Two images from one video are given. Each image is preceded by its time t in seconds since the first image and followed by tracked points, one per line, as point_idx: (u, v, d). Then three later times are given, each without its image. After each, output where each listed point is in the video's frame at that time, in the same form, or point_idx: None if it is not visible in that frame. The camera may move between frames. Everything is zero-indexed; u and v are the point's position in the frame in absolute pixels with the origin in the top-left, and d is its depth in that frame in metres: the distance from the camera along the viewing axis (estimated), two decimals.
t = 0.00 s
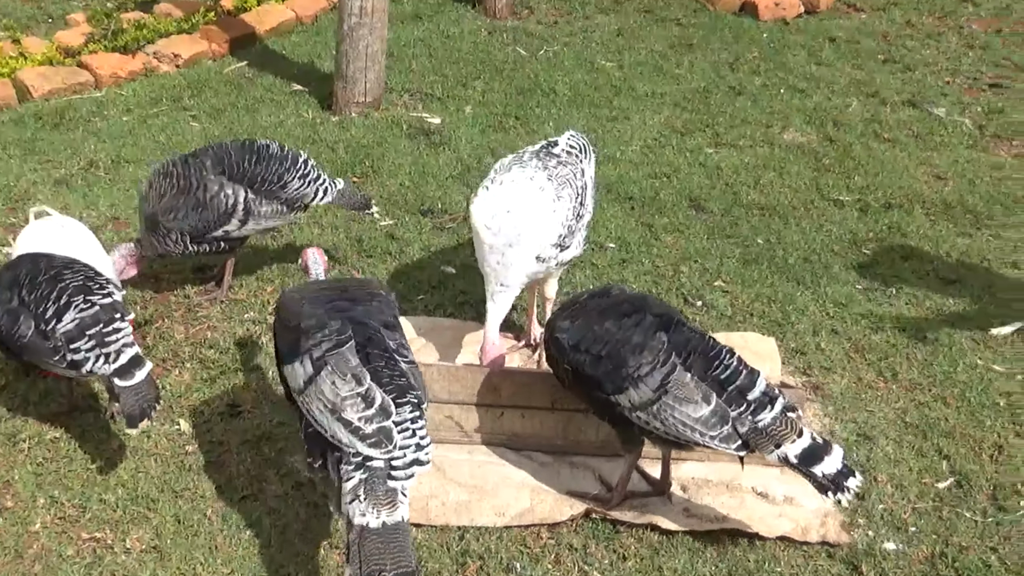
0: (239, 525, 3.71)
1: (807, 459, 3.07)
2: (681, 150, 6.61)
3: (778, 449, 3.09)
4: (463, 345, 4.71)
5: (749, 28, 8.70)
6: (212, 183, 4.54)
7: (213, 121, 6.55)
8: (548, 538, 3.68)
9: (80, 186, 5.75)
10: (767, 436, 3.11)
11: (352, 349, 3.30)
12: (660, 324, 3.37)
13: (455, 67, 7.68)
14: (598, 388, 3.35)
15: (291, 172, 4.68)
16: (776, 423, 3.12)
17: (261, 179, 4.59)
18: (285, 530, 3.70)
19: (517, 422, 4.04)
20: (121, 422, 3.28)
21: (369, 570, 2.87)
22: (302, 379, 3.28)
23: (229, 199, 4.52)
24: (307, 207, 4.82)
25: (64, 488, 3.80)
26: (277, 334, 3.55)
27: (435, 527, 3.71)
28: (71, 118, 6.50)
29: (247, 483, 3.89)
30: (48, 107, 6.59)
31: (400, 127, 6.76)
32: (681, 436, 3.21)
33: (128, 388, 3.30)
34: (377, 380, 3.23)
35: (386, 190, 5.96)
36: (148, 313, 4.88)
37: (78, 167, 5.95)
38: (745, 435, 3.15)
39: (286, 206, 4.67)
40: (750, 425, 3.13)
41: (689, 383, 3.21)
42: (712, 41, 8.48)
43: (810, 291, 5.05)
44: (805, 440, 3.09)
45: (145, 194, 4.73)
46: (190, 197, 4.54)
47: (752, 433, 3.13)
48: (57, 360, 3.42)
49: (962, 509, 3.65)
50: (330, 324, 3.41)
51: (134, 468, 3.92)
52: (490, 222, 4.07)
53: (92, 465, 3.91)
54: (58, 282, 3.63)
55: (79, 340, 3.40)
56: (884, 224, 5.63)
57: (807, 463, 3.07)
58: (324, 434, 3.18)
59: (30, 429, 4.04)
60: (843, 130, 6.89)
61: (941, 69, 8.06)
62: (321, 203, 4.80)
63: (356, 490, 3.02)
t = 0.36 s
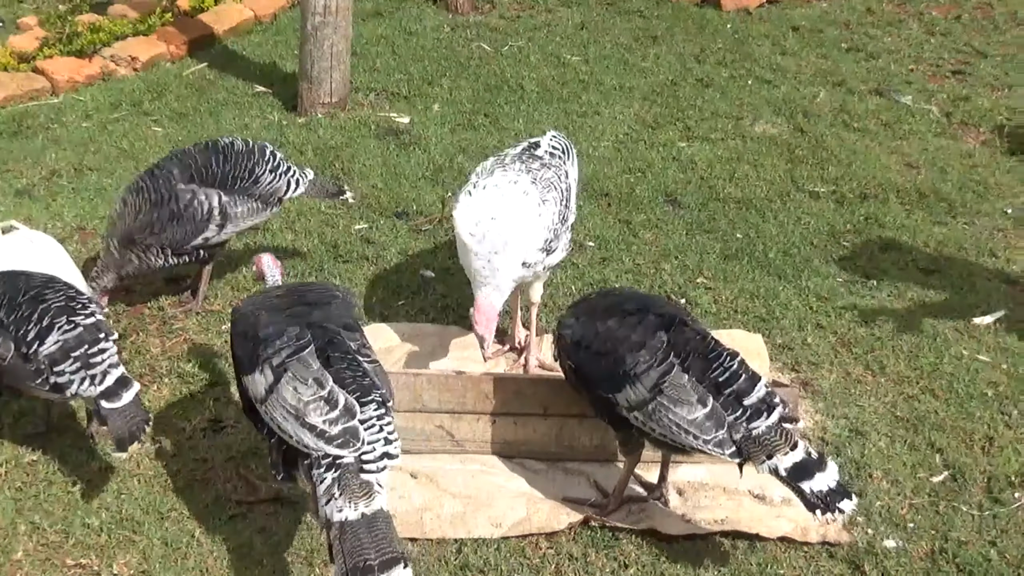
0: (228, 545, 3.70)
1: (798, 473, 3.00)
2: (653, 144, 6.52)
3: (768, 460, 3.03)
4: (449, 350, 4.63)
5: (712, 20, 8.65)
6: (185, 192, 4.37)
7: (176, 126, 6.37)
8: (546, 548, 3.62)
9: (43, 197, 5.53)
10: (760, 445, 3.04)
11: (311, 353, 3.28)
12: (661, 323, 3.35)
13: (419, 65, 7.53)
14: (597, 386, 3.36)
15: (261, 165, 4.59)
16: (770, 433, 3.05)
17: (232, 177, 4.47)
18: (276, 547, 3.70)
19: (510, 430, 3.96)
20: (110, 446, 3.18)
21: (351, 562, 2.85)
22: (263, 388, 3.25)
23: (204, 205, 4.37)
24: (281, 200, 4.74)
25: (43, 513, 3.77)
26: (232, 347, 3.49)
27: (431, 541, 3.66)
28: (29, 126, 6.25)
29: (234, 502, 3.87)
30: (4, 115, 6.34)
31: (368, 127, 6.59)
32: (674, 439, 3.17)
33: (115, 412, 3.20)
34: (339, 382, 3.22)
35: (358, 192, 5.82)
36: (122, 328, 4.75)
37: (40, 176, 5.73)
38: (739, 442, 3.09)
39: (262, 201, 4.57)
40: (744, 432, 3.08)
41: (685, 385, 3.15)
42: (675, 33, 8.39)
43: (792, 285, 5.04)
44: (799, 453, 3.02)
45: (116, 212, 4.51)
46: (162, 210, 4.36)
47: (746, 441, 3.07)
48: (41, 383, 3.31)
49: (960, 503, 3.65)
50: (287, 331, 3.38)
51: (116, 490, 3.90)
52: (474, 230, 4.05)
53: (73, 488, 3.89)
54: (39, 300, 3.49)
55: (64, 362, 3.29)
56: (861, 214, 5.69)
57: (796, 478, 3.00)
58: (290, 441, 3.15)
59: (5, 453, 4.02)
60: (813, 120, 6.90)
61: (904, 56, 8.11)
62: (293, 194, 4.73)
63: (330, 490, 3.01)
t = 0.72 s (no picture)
0: (255, 547, 3.64)
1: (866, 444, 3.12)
2: (665, 136, 6.39)
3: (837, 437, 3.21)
4: (469, 347, 4.59)
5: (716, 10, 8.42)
6: (202, 190, 4.32)
7: (183, 123, 6.29)
8: (578, 546, 3.63)
9: (51, 196, 5.46)
10: (824, 423, 3.17)
11: (285, 329, 3.26)
12: (703, 314, 3.38)
13: (425, 57, 7.34)
14: (645, 384, 3.35)
15: (277, 160, 4.55)
16: (832, 409, 3.17)
17: (248, 173, 4.45)
18: (304, 548, 3.65)
19: (537, 427, 3.97)
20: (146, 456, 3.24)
21: (367, 502, 2.85)
22: (243, 371, 3.21)
23: (222, 203, 4.32)
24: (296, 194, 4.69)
25: (67, 517, 3.71)
26: (204, 339, 3.45)
27: (461, 540, 3.65)
28: (33, 124, 6.17)
29: (260, 504, 3.82)
30: (7, 113, 6.25)
31: (377, 121, 6.44)
32: (734, 428, 3.20)
33: (151, 423, 3.27)
34: (318, 352, 3.20)
35: (369, 187, 5.73)
36: (138, 328, 4.70)
37: (47, 175, 5.65)
38: (800, 422, 3.17)
39: (279, 196, 4.54)
40: (805, 411, 3.16)
41: (738, 371, 3.21)
42: (680, 23, 8.15)
43: (811, 277, 5.04)
44: (860, 427, 3.24)
45: (131, 213, 4.45)
46: (180, 209, 4.31)
47: (808, 420, 3.17)
48: (71, 393, 3.33)
49: (991, 495, 3.76)
50: (258, 312, 3.34)
51: (140, 493, 3.85)
52: (497, 223, 4.02)
53: (97, 491, 3.84)
54: (68, 309, 3.47)
55: (95, 373, 3.30)
56: (876, 204, 5.69)
57: (868, 450, 3.29)
58: (281, 418, 3.13)
59: (26, 457, 3.95)
60: (823, 110, 6.81)
61: (909, 44, 7.97)
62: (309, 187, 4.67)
63: (331, 449, 3.01)
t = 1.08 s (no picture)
0: (271, 540, 3.63)
1: (891, 430, 3.20)
2: (668, 125, 6.37)
3: (861, 421, 3.22)
4: (479, 337, 4.59)
5: None
6: (209, 182, 4.31)
7: (184, 115, 6.24)
8: (593, 536, 3.64)
9: (54, 190, 5.42)
10: (850, 409, 3.21)
11: (289, 317, 3.23)
12: (725, 303, 3.42)
13: (425, 47, 7.26)
14: (667, 374, 3.39)
15: (284, 154, 4.54)
16: (856, 395, 3.22)
17: (256, 166, 4.43)
18: (320, 540, 3.64)
19: (550, 417, 3.99)
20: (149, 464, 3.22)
21: (396, 472, 2.93)
22: (249, 360, 3.17)
23: (229, 194, 4.31)
24: (306, 187, 4.67)
25: (81, 513, 3.69)
26: (200, 326, 3.37)
27: (476, 531, 3.65)
28: (33, 118, 6.12)
29: (274, 497, 3.81)
30: (6, 107, 6.20)
31: (378, 112, 6.39)
32: (757, 416, 3.24)
33: (155, 431, 3.23)
34: (325, 340, 3.19)
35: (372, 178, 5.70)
36: (145, 322, 4.68)
37: (49, 169, 5.61)
38: (825, 409, 3.23)
39: (286, 189, 4.52)
40: (830, 398, 3.23)
41: (762, 361, 3.26)
42: (679, 10, 8.08)
43: (818, 264, 5.06)
44: (887, 411, 3.22)
45: (138, 206, 4.46)
46: (188, 201, 4.31)
47: (833, 407, 3.23)
48: (77, 397, 3.31)
49: (1004, 480, 3.82)
50: (261, 300, 3.28)
51: (153, 487, 3.84)
52: (507, 212, 4.00)
53: (110, 487, 3.82)
54: (76, 310, 3.42)
55: (101, 378, 3.28)
56: (881, 191, 5.70)
57: (892, 434, 3.20)
58: (290, 406, 3.11)
59: (37, 453, 3.93)
60: (825, 96, 6.79)
61: (909, 30, 7.94)
62: (317, 180, 4.66)
63: (348, 428, 3.06)
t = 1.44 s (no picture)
0: (270, 537, 3.63)
1: (897, 423, 3.20)
2: (666, 121, 6.35)
3: (866, 416, 3.22)
4: (476, 335, 4.59)
5: None
6: (207, 179, 4.29)
7: (181, 112, 6.23)
8: (592, 534, 3.65)
9: (52, 188, 5.41)
10: (854, 404, 3.21)
11: (270, 282, 3.28)
12: (727, 300, 3.42)
13: (423, 43, 7.23)
14: (670, 371, 3.39)
15: (286, 161, 4.55)
16: (860, 390, 3.22)
17: (255, 170, 4.43)
18: (320, 538, 3.64)
19: (549, 415, 3.99)
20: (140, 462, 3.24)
21: (382, 412, 2.99)
22: (232, 326, 3.20)
23: (226, 194, 4.30)
24: (301, 198, 4.69)
25: (79, 511, 3.69)
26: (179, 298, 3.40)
27: (475, 530, 3.65)
28: (30, 115, 6.10)
29: (273, 495, 3.81)
30: (3, 103, 6.18)
31: (376, 108, 6.37)
32: (761, 413, 3.25)
33: (146, 431, 3.23)
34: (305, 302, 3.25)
35: (371, 174, 5.69)
36: (143, 319, 4.68)
37: (47, 166, 5.60)
38: (829, 404, 3.23)
39: (282, 198, 4.53)
40: (834, 393, 3.23)
41: (766, 358, 3.26)
42: (678, 6, 8.05)
43: (816, 261, 5.06)
44: (891, 405, 3.21)
45: (133, 189, 4.44)
46: (183, 194, 4.27)
47: (837, 402, 3.23)
48: (71, 394, 3.32)
49: (1002, 478, 3.83)
50: (241, 268, 3.33)
51: (151, 485, 3.83)
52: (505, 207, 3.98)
53: (108, 485, 3.82)
54: (73, 307, 3.41)
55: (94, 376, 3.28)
56: (880, 187, 5.70)
57: (898, 427, 3.20)
58: (274, 366, 3.17)
59: (35, 451, 3.92)
60: (824, 93, 6.78)
61: (908, 26, 7.92)
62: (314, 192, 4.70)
63: (335, 379, 3.11)
